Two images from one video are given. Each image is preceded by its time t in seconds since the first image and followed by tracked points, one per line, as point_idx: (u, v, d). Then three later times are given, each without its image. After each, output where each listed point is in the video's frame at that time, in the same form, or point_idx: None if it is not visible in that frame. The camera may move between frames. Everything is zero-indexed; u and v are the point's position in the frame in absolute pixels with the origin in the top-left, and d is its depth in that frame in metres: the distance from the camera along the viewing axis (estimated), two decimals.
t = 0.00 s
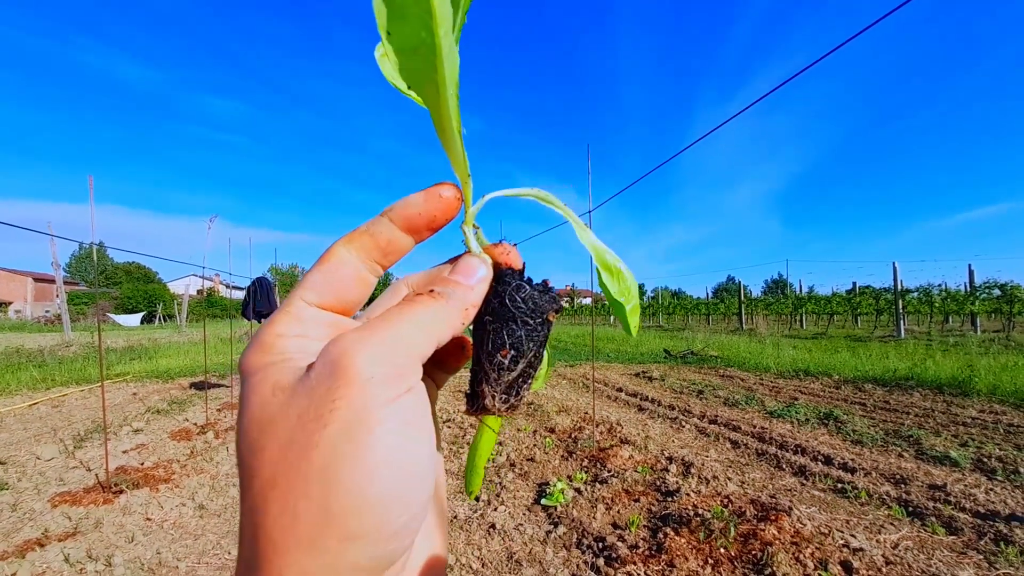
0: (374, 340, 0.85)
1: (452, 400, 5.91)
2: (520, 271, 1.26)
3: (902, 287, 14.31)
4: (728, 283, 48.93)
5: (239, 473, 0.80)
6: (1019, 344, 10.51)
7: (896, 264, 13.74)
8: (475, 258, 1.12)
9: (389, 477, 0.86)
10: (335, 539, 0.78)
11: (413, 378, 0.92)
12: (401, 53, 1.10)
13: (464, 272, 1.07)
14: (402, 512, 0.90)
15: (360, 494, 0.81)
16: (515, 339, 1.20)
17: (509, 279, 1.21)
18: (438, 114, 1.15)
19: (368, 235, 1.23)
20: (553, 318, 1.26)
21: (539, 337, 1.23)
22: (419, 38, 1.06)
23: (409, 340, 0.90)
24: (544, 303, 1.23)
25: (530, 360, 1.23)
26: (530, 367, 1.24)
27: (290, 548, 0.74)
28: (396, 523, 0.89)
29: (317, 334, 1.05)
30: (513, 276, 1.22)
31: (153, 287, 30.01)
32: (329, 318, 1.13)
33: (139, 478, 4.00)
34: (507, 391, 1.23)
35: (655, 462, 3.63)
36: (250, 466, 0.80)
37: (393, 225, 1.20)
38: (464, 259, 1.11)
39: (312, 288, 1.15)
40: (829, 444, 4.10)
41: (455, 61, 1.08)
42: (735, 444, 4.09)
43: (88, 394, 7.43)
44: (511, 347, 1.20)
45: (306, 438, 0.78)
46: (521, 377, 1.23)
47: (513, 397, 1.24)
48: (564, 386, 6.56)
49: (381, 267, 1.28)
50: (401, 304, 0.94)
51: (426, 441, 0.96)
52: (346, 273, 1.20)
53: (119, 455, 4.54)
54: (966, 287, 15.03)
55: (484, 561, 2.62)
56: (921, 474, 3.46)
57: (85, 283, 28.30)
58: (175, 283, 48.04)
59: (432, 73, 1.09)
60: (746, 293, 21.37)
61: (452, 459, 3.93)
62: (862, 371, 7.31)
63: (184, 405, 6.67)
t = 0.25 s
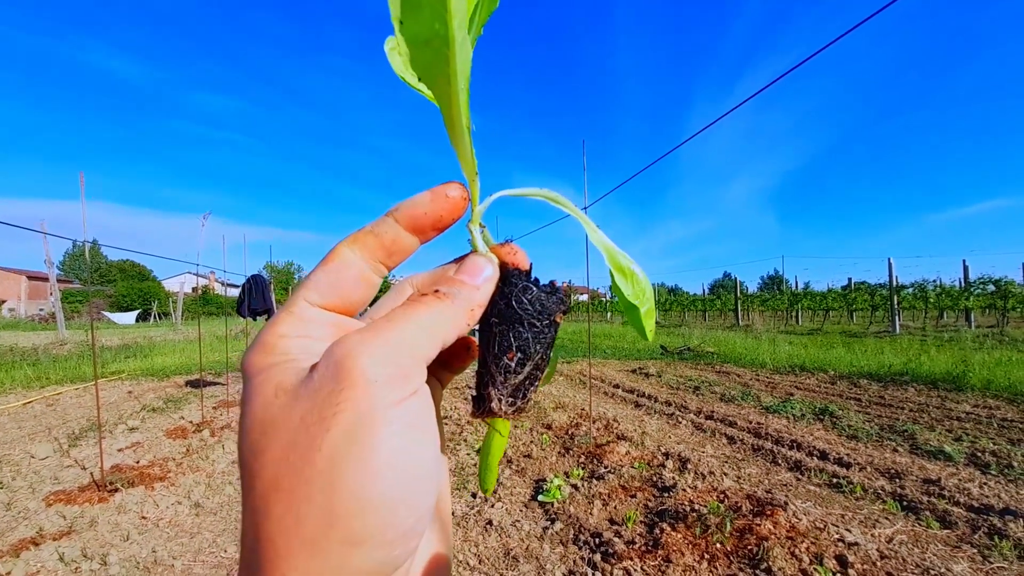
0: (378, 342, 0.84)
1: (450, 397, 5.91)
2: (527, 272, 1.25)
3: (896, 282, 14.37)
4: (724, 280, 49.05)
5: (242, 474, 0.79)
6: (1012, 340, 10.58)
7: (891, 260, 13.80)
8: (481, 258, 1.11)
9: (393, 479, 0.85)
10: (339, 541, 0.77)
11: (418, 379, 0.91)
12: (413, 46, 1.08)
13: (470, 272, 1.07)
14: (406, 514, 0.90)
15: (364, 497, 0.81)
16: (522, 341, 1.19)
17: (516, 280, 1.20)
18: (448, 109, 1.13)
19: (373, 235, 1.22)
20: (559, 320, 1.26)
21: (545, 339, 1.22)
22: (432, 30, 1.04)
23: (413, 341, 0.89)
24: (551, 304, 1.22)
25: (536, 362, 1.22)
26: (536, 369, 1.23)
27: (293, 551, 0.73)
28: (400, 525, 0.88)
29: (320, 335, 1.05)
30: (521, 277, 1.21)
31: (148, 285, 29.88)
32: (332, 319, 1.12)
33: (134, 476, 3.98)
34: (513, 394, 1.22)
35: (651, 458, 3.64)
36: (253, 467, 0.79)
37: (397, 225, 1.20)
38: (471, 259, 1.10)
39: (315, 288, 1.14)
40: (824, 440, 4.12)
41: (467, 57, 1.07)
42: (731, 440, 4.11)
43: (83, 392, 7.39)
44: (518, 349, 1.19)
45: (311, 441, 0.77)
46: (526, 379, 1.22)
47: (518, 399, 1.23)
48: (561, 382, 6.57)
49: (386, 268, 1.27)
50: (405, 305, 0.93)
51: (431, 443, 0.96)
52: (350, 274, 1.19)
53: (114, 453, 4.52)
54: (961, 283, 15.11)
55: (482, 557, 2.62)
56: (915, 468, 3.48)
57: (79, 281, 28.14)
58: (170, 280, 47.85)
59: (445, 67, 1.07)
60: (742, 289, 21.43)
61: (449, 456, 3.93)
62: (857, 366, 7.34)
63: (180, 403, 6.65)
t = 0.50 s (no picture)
0: (373, 341, 0.84)
1: (448, 396, 5.91)
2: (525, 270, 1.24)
3: (893, 280, 14.41)
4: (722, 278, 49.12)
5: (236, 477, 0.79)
6: (1008, 337, 10.62)
7: (888, 258, 13.84)
8: (476, 255, 1.11)
9: (387, 478, 0.85)
10: (333, 543, 0.77)
11: (412, 378, 0.91)
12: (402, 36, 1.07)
13: (466, 269, 1.07)
14: (400, 513, 0.89)
15: (358, 497, 0.80)
16: (518, 340, 1.18)
17: (514, 277, 1.20)
18: (441, 101, 1.14)
19: (363, 235, 1.21)
20: (557, 318, 1.26)
21: (541, 339, 1.22)
22: (423, 19, 1.03)
23: (408, 341, 0.89)
24: (549, 302, 1.22)
25: (533, 361, 1.22)
26: (533, 369, 1.23)
27: (286, 553, 0.73)
28: (394, 524, 0.88)
29: (310, 332, 1.05)
30: (518, 275, 1.21)
31: (146, 284, 29.80)
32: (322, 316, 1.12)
33: (132, 476, 3.97)
34: (510, 393, 1.22)
35: (650, 456, 3.64)
36: (247, 468, 0.79)
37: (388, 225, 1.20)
38: (465, 256, 1.10)
39: (306, 285, 1.13)
40: (822, 437, 4.13)
41: (459, 48, 1.06)
42: (728, 438, 4.12)
43: (80, 392, 7.37)
44: (514, 348, 1.18)
45: (305, 441, 0.77)
46: (523, 379, 1.22)
47: (515, 399, 1.23)
48: (560, 380, 6.58)
49: (374, 266, 1.27)
50: (400, 303, 0.93)
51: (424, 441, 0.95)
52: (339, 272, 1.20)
53: (112, 453, 4.51)
54: (957, 281, 15.15)
55: (480, 555, 2.62)
56: (913, 465, 3.49)
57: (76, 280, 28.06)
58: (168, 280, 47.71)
59: (436, 57, 1.07)
60: (739, 287, 21.48)
61: (447, 455, 3.93)
62: (855, 364, 7.36)
63: (177, 403, 6.63)
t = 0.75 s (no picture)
0: (372, 342, 0.82)
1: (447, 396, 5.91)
2: (525, 275, 1.23)
3: (892, 279, 14.42)
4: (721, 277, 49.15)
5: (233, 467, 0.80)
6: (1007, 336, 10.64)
7: (887, 257, 13.85)
8: (478, 262, 1.15)
9: (376, 477, 0.85)
10: (319, 539, 0.77)
11: (408, 379, 0.90)
12: (372, 58, 1.04)
13: (469, 276, 1.09)
14: (389, 512, 0.89)
15: (346, 496, 0.80)
16: (515, 346, 1.16)
17: (512, 282, 1.20)
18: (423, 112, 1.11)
19: (371, 247, 1.27)
20: (557, 323, 1.24)
21: (539, 344, 1.20)
22: (389, 34, 1.01)
23: (406, 343, 0.88)
24: (547, 306, 1.21)
25: (531, 366, 1.20)
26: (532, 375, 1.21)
27: (273, 547, 0.74)
28: (382, 523, 0.88)
29: (322, 330, 1.10)
30: (517, 280, 1.20)
31: (144, 284, 29.75)
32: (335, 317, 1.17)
33: (131, 475, 3.97)
34: (509, 399, 1.21)
35: (649, 455, 3.64)
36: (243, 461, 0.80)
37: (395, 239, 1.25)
38: (468, 263, 1.14)
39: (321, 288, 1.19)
40: (821, 436, 4.14)
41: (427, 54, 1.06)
42: (728, 437, 4.12)
43: (79, 392, 7.36)
44: (511, 353, 1.17)
45: (297, 438, 0.77)
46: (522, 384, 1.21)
47: (515, 405, 1.22)
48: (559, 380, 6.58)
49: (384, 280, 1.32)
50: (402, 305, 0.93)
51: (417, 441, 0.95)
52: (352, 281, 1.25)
53: (111, 453, 4.50)
54: (956, 280, 15.16)
55: (480, 555, 2.63)
56: (911, 464, 3.49)
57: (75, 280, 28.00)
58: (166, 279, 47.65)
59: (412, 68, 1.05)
60: (738, 286, 21.48)
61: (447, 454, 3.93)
62: (854, 363, 7.37)
63: (176, 403, 6.63)
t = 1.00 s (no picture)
0: (352, 331, 0.89)
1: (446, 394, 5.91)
2: (515, 273, 1.18)
3: (891, 279, 14.43)
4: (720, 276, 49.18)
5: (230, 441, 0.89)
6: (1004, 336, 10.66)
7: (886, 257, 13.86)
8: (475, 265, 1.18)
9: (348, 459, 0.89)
10: (285, 513, 0.82)
11: (389, 369, 0.95)
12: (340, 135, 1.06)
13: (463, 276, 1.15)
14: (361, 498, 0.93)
15: (316, 474, 0.85)
16: (494, 344, 1.12)
17: (497, 280, 1.15)
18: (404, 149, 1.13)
19: (375, 251, 1.30)
20: (546, 321, 1.14)
21: (522, 343, 1.13)
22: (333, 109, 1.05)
23: (389, 334, 0.94)
24: (528, 303, 1.13)
25: (514, 366, 1.14)
26: (517, 375, 1.15)
27: (245, 515, 0.80)
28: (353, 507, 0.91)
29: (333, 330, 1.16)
30: (501, 278, 1.15)
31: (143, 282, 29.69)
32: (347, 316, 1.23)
33: (129, 473, 3.97)
34: (498, 399, 1.18)
35: (648, 454, 3.65)
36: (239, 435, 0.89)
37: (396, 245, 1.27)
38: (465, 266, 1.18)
39: (331, 288, 1.25)
40: (819, 435, 4.14)
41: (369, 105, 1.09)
42: (727, 436, 4.12)
43: (77, 390, 7.36)
44: (490, 352, 1.12)
45: (278, 414, 0.85)
46: (508, 384, 1.16)
47: (505, 404, 1.19)
48: (559, 378, 6.58)
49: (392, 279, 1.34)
50: (391, 302, 0.99)
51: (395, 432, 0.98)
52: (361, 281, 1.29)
53: (110, 451, 4.50)
54: (954, 279, 15.17)
55: (479, 553, 2.63)
56: (909, 463, 3.50)
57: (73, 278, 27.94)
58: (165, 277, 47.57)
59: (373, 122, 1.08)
60: (737, 285, 21.50)
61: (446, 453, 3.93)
62: (852, 362, 7.37)
63: (175, 401, 6.63)
